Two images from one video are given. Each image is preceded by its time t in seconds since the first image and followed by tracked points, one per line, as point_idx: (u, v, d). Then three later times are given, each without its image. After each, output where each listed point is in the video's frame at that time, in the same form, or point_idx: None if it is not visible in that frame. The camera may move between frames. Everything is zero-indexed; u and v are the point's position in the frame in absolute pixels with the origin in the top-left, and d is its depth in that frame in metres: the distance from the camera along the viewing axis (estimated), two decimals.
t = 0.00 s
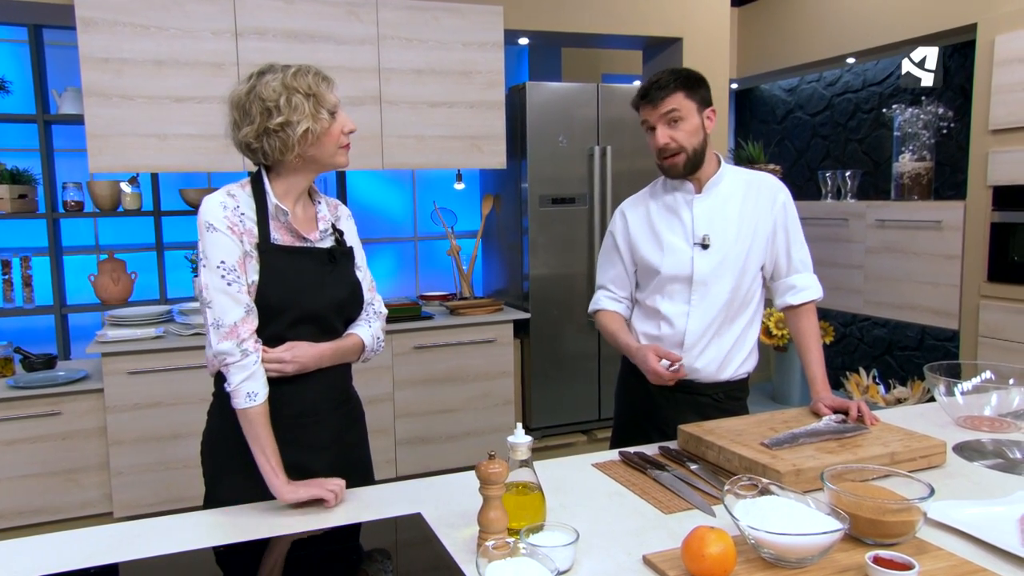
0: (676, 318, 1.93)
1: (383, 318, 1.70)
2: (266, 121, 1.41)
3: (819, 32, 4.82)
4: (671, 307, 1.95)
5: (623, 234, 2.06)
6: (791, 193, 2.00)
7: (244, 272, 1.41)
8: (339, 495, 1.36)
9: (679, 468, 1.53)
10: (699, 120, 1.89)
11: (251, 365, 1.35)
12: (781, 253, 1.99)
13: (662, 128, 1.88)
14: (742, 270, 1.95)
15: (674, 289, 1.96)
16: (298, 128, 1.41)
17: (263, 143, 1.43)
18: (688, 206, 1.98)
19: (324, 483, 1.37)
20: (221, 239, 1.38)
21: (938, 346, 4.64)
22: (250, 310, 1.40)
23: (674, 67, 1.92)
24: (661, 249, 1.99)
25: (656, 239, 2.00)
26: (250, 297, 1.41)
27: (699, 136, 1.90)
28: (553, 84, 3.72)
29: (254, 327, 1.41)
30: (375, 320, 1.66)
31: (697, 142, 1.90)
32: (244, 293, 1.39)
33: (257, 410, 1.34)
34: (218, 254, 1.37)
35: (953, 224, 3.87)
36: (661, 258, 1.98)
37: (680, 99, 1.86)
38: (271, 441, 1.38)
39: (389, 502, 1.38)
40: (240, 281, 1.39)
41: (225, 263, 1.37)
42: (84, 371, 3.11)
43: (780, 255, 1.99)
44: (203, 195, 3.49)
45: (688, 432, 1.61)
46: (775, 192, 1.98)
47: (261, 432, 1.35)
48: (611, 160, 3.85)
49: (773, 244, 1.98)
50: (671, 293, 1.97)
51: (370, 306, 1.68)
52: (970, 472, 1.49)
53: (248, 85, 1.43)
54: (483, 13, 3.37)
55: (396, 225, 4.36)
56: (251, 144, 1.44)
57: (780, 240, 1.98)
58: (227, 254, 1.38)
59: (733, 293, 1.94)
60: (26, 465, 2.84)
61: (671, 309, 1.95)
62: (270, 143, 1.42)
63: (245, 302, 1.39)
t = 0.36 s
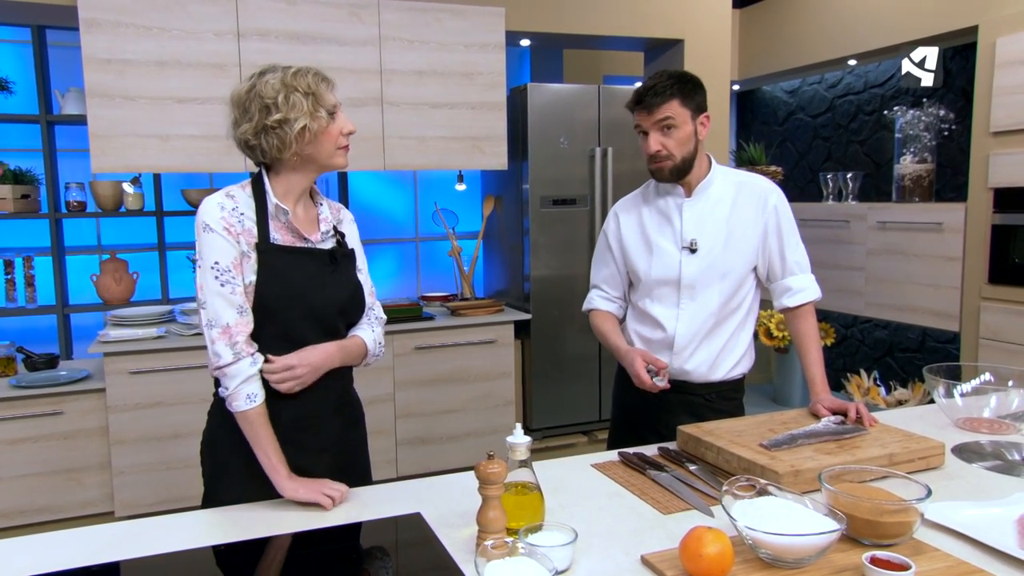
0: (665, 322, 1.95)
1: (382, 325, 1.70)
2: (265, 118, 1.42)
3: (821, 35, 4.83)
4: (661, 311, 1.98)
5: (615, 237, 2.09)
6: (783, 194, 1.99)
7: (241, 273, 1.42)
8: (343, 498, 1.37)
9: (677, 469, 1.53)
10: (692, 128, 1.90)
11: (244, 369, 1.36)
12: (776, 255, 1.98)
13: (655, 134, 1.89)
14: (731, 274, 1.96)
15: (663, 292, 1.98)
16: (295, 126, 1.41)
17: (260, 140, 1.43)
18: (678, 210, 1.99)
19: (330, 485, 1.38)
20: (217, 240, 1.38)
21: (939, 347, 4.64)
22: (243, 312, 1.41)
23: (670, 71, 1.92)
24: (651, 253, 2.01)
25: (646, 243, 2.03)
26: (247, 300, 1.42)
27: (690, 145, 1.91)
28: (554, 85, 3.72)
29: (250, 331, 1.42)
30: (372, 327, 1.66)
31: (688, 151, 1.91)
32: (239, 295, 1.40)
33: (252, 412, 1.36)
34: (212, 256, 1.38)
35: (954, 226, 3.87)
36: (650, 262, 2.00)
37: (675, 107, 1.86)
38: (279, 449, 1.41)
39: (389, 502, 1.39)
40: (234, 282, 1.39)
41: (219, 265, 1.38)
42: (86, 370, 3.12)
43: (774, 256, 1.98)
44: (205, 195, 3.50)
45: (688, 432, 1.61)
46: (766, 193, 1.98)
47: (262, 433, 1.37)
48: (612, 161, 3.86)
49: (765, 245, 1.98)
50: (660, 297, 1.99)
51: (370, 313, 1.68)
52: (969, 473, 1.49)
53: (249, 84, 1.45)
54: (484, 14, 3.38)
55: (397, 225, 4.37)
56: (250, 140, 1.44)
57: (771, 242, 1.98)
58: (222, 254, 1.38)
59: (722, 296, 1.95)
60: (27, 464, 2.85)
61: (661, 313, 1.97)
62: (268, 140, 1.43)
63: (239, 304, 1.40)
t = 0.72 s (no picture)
0: (657, 321, 1.97)
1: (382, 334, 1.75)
2: (263, 122, 1.43)
3: (822, 37, 4.83)
4: (653, 310, 2.00)
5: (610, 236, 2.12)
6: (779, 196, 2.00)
7: (225, 277, 1.43)
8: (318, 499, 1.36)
9: (674, 470, 1.54)
10: (689, 122, 1.93)
11: (201, 372, 1.37)
12: (774, 257, 1.98)
13: (654, 127, 1.91)
14: (725, 274, 1.97)
15: (656, 292, 2.00)
16: (293, 126, 1.42)
17: (263, 145, 1.45)
18: (672, 210, 2.01)
19: (305, 483, 1.37)
20: (206, 241, 1.41)
21: (940, 349, 4.64)
22: (214, 317, 1.41)
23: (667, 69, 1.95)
24: (645, 253, 2.03)
25: (640, 243, 2.05)
26: (225, 305, 1.43)
27: (689, 138, 1.93)
28: (555, 87, 3.73)
29: (219, 337, 1.43)
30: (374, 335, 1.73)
31: (686, 144, 1.93)
32: (213, 299, 1.41)
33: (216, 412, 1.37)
34: (196, 256, 1.40)
35: (954, 228, 3.87)
36: (644, 261, 2.03)
37: (672, 100, 1.89)
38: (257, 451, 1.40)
39: (386, 502, 1.39)
40: (211, 287, 1.41)
41: (201, 266, 1.40)
42: (88, 371, 3.13)
43: (771, 259, 1.99)
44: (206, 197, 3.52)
45: (684, 434, 1.62)
46: (762, 194, 1.98)
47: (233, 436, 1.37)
48: (613, 163, 3.86)
49: (760, 247, 1.99)
50: (653, 296, 2.01)
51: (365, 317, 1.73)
52: (964, 475, 1.49)
53: (242, 92, 1.46)
54: (485, 16, 3.39)
55: (398, 227, 4.39)
56: (251, 147, 1.46)
57: (766, 243, 1.98)
58: (207, 257, 1.41)
59: (715, 296, 1.96)
60: (29, 464, 2.87)
61: (653, 312, 1.99)
62: (271, 144, 1.44)
63: (212, 308, 1.41)
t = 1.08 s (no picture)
0: (648, 320, 2.00)
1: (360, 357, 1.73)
2: (256, 126, 1.44)
3: (822, 39, 4.84)
4: (645, 310, 2.02)
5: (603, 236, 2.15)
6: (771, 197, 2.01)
7: (214, 282, 1.45)
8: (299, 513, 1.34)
9: (667, 471, 1.55)
10: (681, 122, 1.96)
11: (193, 378, 1.41)
12: (767, 259, 1.99)
13: (645, 124, 1.94)
14: (715, 275, 1.98)
15: (647, 292, 2.03)
16: (285, 138, 1.44)
17: (250, 147, 1.46)
18: (663, 211, 2.04)
19: (287, 499, 1.36)
20: (194, 247, 1.43)
21: (940, 351, 4.65)
22: (206, 322, 1.44)
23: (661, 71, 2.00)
24: (636, 253, 2.06)
25: (632, 243, 2.08)
26: (216, 311, 1.45)
27: (680, 137, 1.96)
28: (553, 90, 3.74)
29: (212, 341, 1.45)
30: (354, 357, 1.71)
31: (677, 143, 1.96)
32: (203, 305, 1.43)
33: (212, 417, 1.41)
34: (185, 263, 1.43)
35: (953, 230, 3.88)
36: (636, 261, 2.06)
37: (663, 99, 1.93)
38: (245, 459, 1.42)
39: (380, 502, 1.40)
40: (201, 293, 1.43)
41: (189, 273, 1.43)
42: (88, 371, 3.14)
43: (764, 261, 2.00)
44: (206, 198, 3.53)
45: (678, 435, 1.63)
46: (753, 195, 2.00)
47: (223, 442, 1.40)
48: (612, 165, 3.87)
49: (752, 248, 2.00)
50: (644, 297, 2.03)
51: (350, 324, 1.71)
52: (956, 476, 1.50)
53: (244, 90, 1.47)
54: (484, 19, 3.41)
55: (398, 228, 4.40)
56: (239, 146, 1.47)
57: (759, 244, 1.99)
58: (194, 263, 1.43)
59: (706, 296, 1.98)
60: (29, 464, 2.88)
61: (644, 312, 2.01)
62: (258, 147, 1.45)
63: (204, 314, 1.44)
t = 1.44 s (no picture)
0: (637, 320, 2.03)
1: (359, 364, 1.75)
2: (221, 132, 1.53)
3: (822, 41, 4.84)
4: (635, 311, 2.05)
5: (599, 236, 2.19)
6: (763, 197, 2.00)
7: (213, 282, 1.47)
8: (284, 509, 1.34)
9: (662, 471, 1.56)
10: (658, 126, 2.00)
11: (192, 375, 1.43)
12: (758, 258, 1.98)
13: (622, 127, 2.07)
14: (705, 276, 1.99)
15: (637, 293, 2.06)
16: (236, 137, 1.49)
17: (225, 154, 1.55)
18: (653, 212, 2.06)
19: (277, 493, 1.37)
20: (193, 246, 1.46)
21: (941, 353, 4.65)
22: (204, 321, 1.46)
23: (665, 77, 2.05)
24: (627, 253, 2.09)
25: (624, 243, 2.11)
26: (215, 310, 1.47)
27: (652, 142, 2.01)
28: (553, 92, 3.76)
29: (211, 340, 1.47)
30: (351, 364, 1.73)
31: (649, 146, 2.01)
32: (203, 304, 1.45)
33: (206, 414, 1.43)
34: (184, 262, 1.45)
35: (954, 231, 3.88)
36: (626, 261, 2.09)
37: (637, 104, 2.01)
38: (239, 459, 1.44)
39: (376, 502, 1.42)
40: (200, 291, 1.46)
41: (189, 271, 1.45)
42: (90, 372, 3.16)
43: (757, 261, 1.99)
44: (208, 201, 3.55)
45: (673, 436, 1.64)
46: (744, 196, 1.99)
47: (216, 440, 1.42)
48: (612, 167, 3.87)
49: (742, 249, 2.00)
50: (635, 297, 2.07)
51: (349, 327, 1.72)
52: (949, 477, 1.50)
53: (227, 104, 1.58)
54: (484, 21, 3.42)
55: (400, 230, 4.42)
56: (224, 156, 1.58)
57: (749, 245, 1.99)
58: (194, 262, 1.45)
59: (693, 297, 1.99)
60: (32, 465, 2.90)
61: (634, 311, 2.05)
62: (225, 152, 1.53)
63: (202, 312, 1.45)
